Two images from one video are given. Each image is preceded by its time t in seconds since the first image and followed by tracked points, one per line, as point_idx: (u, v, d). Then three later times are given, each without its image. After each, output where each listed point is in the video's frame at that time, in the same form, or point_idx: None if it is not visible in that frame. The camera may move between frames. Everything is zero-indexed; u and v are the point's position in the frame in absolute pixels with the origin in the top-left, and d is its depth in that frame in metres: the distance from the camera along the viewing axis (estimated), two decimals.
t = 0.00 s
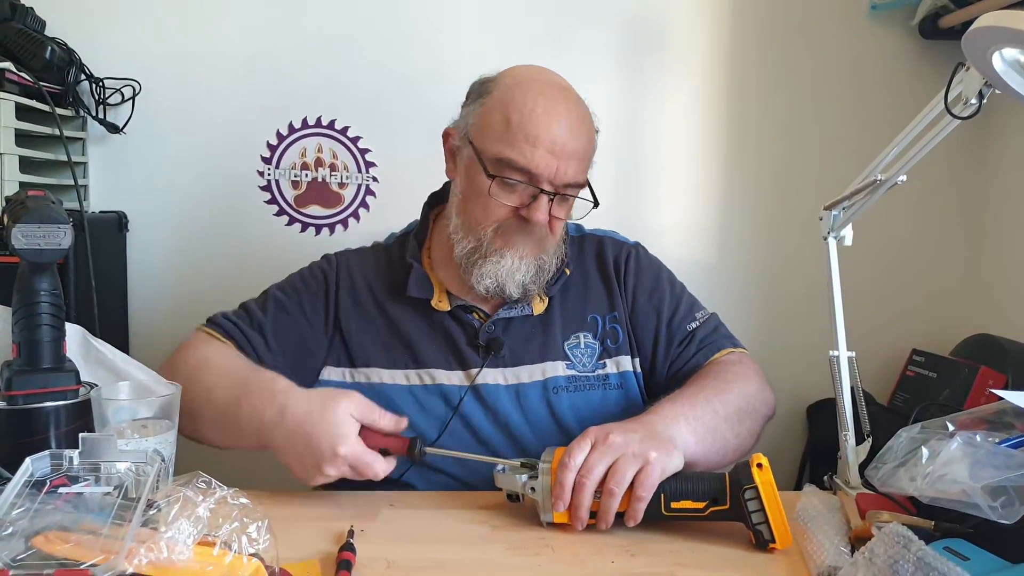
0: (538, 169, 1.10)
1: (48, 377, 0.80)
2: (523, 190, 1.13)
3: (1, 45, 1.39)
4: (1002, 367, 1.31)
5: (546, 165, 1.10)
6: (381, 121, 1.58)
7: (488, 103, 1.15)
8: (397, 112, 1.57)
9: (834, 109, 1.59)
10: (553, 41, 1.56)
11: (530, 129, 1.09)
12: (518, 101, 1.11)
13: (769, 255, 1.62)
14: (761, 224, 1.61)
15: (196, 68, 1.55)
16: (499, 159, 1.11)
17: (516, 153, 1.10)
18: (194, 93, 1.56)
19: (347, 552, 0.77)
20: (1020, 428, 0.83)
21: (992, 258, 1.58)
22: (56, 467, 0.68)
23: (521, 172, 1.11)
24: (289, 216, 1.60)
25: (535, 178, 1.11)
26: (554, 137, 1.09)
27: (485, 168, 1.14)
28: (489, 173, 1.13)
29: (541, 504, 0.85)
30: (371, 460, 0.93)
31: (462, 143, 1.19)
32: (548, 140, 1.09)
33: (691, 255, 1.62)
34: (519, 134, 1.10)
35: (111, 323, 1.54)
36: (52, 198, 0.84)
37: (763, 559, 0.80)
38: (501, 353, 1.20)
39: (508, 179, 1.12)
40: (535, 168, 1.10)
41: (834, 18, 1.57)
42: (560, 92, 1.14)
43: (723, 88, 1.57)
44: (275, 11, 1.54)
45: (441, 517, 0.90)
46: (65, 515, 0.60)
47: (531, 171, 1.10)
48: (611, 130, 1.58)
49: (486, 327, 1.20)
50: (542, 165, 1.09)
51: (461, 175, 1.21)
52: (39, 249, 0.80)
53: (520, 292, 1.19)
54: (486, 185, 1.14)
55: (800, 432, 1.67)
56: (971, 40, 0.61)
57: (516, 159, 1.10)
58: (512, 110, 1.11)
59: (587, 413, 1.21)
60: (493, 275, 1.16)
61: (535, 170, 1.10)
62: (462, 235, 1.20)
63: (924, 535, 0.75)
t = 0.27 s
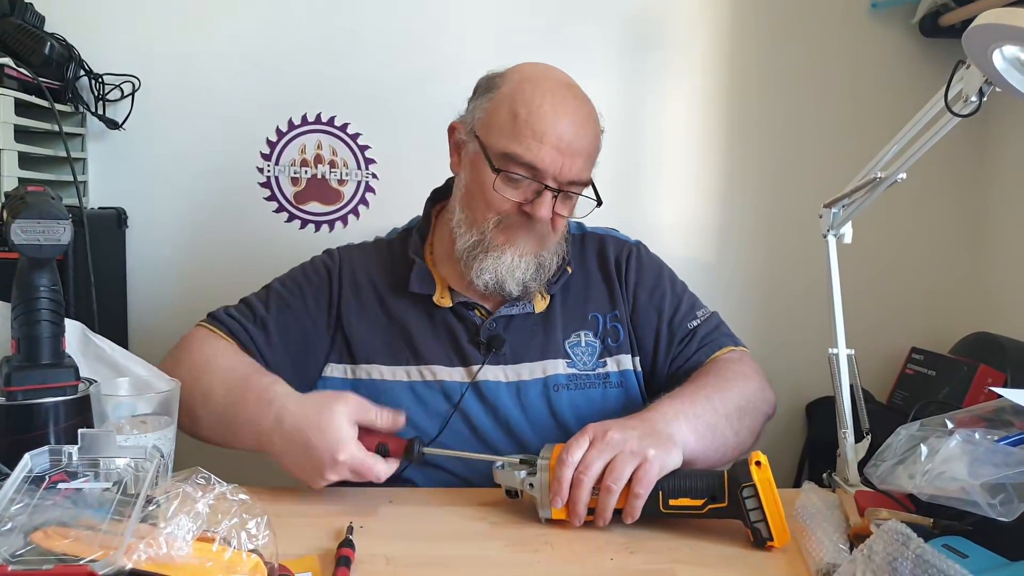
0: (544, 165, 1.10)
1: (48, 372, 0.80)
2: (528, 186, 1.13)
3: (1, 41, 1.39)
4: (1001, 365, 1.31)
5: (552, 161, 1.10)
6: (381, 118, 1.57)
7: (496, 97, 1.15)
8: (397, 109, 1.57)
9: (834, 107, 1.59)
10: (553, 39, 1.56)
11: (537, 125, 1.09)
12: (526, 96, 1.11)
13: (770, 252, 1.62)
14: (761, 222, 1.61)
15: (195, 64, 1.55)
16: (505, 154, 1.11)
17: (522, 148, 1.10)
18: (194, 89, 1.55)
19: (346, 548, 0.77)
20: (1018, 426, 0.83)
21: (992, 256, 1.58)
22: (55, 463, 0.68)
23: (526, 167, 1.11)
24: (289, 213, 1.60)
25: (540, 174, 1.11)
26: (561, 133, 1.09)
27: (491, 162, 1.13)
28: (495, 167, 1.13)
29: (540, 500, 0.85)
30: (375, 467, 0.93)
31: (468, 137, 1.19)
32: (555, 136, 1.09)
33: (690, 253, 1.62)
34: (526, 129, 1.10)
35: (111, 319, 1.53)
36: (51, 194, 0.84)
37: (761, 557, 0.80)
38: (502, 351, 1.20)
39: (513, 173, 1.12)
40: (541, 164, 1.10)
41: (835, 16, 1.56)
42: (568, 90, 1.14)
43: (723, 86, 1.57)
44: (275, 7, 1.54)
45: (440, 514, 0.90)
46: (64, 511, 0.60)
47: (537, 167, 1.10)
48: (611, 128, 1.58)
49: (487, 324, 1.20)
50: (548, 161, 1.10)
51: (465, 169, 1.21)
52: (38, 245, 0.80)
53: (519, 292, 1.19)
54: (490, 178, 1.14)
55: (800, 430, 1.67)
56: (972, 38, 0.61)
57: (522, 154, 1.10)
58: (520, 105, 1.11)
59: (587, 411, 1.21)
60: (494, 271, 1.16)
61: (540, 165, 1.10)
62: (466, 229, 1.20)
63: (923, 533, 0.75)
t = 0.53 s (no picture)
0: (545, 171, 1.10)
1: (48, 370, 0.80)
2: (530, 191, 1.13)
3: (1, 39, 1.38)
4: (1001, 364, 1.31)
5: (553, 166, 1.09)
6: (381, 116, 1.57)
7: (498, 102, 1.14)
8: (397, 107, 1.57)
9: (835, 106, 1.59)
10: (553, 37, 1.56)
11: (538, 131, 1.09)
12: (528, 101, 1.11)
13: (770, 251, 1.62)
14: (761, 221, 1.61)
15: (195, 62, 1.55)
16: (507, 159, 1.11)
17: (524, 154, 1.10)
18: (194, 88, 1.55)
19: (345, 546, 0.77)
20: (1018, 425, 0.83)
21: (992, 255, 1.57)
22: (55, 460, 0.68)
23: (528, 173, 1.11)
24: (289, 211, 1.60)
25: (542, 180, 1.11)
26: (562, 139, 1.09)
27: (493, 167, 1.13)
28: (496, 173, 1.13)
29: (538, 498, 0.85)
30: (374, 466, 0.92)
31: (470, 142, 1.19)
32: (557, 141, 1.09)
33: (691, 252, 1.62)
34: (528, 135, 1.09)
35: (111, 318, 1.54)
36: (51, 192, 0.84)
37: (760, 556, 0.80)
38: (504, 351, 1.20)
39: (515, 180, 1.12)
40: (543, 169, 1.10)
41: (835, 15, 1.56)
42: (571, 94, 1.13)
43: (723, 85, 1.57)
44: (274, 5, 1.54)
45: (439, 512, 0.90)
46: (64, 509, 0.60)
47: (538, 173, 1.10)
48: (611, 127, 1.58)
49: (489, 324, 1.21)
50: (550, 166, 1.09)
51: (467, 172, 1.21)
52: (38, 243, 0.80)
53: (523, 297, 1.19)
54: (492, 184, 1.14)
55: (799, 429, 1.67)
56: (973, 36, 0.61)
57: (524, 160, 1.10)
58: (521, 111, 1.11)
59: (588, 410, 1.21)
60: (496, 275, 1.16)
61: (542, 171, 1.10)
62: (469, 234, 1.20)
63: (923, 532, 0.75)
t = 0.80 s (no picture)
0: (543, 172, 1.10)
1: (47, 371, 0.80)
2: (529, 194, 1.13)
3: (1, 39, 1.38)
4: (1001, 364, 1.31)
5: (551, 168, 1.09)
6: (380, 117, 1.57)
7: (496, 104, 1.15)
8: (397, 108, 1.57)
9: (834, 106, 1.59)
10: (553, 37, 1.56)
11: (534, 132, 1.09)
12: (524, 103, 1.11)
13: (770, 251, 1.62)
14: (761, 221, 1.61)
15: (195, 63, 1.55)
16: (505, 163, 1.11)
17: (521, 156, 1.10)
18: (193, 88, 1.55)
19: (345, 547, 0.77)
20: (1018, 426, 0.83)
21: (992, 256, 1.57)
22: (55, 461, 0.68)
23: (526, 175, 1.11)
24: (289, 211, 1.60)
25: (540, 182, 1.11)
26: (559, 140, 1.09)
27: (491, 171, 1.14)
28: (495, 176, 1.13)
29: (542, 502, 0.85)
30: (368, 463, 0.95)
31: (471, 146, 1.20)
32: (554, 142, 1.09)
33: (691, 253, 1.62)
34: (524, 137, 1.10)
35: (111, 318, 1.53)
36: (51, 192, 0.84)
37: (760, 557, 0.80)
38: (508, 354, 1.20)
39: (514, 182, 1.12)
40: (541, 171, 1.10)
41: (835, 16, 1.56)
42: (568, 94, 1.13)
43: (723, 86, 1.57)
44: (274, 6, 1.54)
45: (439, 513, 0.90)
46: (64, 509, 0.60)
47: (536, 175, 1.10)
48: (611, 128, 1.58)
49: (494, 326, 1.21)
50: (548, 168, 1.09)
51: (470, 176, 1.22)
52: (37, 243, 0.80)
53: (526, 299, 1.20)
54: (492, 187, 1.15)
55: (799, 429, 1.67)
56: (972, 37, 0.61)
57: (521, 162, 1.10)
58: (518, 113, 1.11)
59: (591, 415, 1.21)
60: (499, 278, 1.17)
61: (540, 173, 1.10)
62: (473, 237, 1.20)
63: (923, 533, 0.75)
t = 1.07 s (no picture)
0: (547, 174, 1.09)
1: (47, 375, 0.80)
2: (534, 195, 1.12)
3: (1, 43, 1.39)
4: (1001, 367, 1.31)
5: (555, 169, 1.09)
6: (380, 120, 1.57)
7: (499, 108, 1.15)
8: (397, 111, 1.57)
9: (834, 109, 1.59)
10: (553, 40, 1.56)
11: (538, 134, 1.09)
12: (527, 106, 1.11)
13: (770, 253, 1.62)
14: (761, 223, 1.61)
15: (195, 66, 1.55)
16: (509, 165, 1.11)
17: (524, 158, 1.10)
18: (193, 91, 1.55)
19: (345, 551, 0.77)
20: (1018, 428, 0.83)
21: (991, 258, 1.57)
22: (54, 466, 0.68)
23: (529, 176, 1.11)
24: (288, 214, 1.60)
25: (544, 183, 1.11)
26: (564, 143, 1.09)
27: (496, 173, 1.13)
28: (497, 177, 1.13)
29: (542, 507, 0.85)
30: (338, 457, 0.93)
31: (475, 148, 1.20)
32: (558, 143, 1.09)
33: (691, 255, 1.62)
34: (527, 139, 1.10)
35: (111, 321, 1.54)
36: (50, 196, 0.84)
37: (762, 560, 0.80)
38: (510, 356, 1.20)
39: (517, 184, 1.12)
40: (545, 173, 1.09)
41: (836, 18, 1.57)
42: (572, 95, 1.13)
43: (723, 88, 1.57)
44: (274, 9, 1.54)
45: (439, 517, 0.90)
46: (63, 514, 0.60)
47: (540, 176, 1.10)
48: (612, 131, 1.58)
49: (496, 329, 1.21)
50: (551, 168, 1.09)
51: (473, 180, 1.22)
52: (37, 247, 0.80)
53: (531, 301, 1.19)
54: (496, 189, 1.15)
55: (800, 431, 1.67)
56: (971, 40, 0.61)
57: (525, 163, 1.10)
58: (521, 115, 1.11)
59: (593, 418, 1.21)
60: (505, 279, 1.16)
61: (544, 174, 1.10)
62: (477, 240, 1.20)
63: (923, 536, 0.75)
